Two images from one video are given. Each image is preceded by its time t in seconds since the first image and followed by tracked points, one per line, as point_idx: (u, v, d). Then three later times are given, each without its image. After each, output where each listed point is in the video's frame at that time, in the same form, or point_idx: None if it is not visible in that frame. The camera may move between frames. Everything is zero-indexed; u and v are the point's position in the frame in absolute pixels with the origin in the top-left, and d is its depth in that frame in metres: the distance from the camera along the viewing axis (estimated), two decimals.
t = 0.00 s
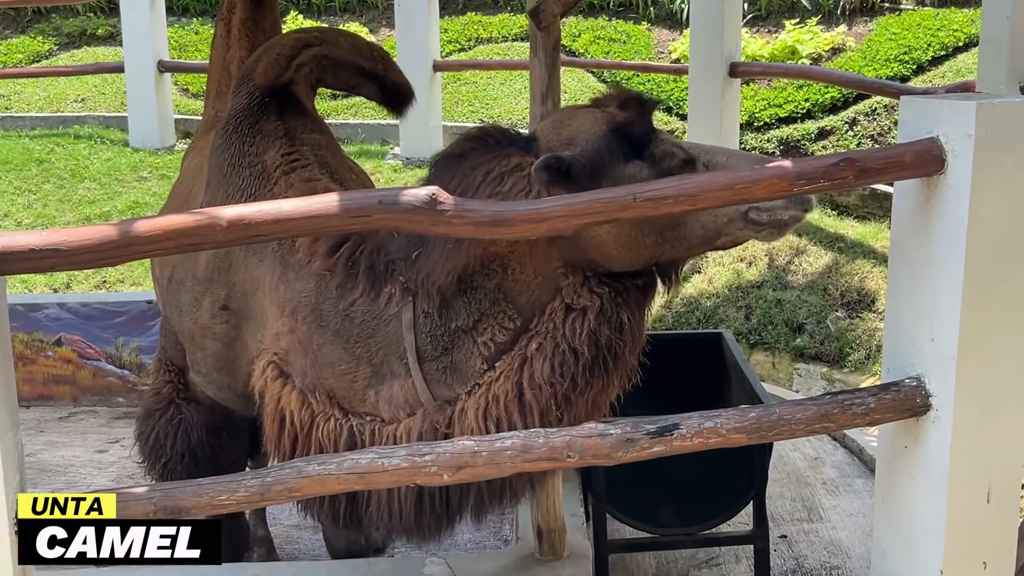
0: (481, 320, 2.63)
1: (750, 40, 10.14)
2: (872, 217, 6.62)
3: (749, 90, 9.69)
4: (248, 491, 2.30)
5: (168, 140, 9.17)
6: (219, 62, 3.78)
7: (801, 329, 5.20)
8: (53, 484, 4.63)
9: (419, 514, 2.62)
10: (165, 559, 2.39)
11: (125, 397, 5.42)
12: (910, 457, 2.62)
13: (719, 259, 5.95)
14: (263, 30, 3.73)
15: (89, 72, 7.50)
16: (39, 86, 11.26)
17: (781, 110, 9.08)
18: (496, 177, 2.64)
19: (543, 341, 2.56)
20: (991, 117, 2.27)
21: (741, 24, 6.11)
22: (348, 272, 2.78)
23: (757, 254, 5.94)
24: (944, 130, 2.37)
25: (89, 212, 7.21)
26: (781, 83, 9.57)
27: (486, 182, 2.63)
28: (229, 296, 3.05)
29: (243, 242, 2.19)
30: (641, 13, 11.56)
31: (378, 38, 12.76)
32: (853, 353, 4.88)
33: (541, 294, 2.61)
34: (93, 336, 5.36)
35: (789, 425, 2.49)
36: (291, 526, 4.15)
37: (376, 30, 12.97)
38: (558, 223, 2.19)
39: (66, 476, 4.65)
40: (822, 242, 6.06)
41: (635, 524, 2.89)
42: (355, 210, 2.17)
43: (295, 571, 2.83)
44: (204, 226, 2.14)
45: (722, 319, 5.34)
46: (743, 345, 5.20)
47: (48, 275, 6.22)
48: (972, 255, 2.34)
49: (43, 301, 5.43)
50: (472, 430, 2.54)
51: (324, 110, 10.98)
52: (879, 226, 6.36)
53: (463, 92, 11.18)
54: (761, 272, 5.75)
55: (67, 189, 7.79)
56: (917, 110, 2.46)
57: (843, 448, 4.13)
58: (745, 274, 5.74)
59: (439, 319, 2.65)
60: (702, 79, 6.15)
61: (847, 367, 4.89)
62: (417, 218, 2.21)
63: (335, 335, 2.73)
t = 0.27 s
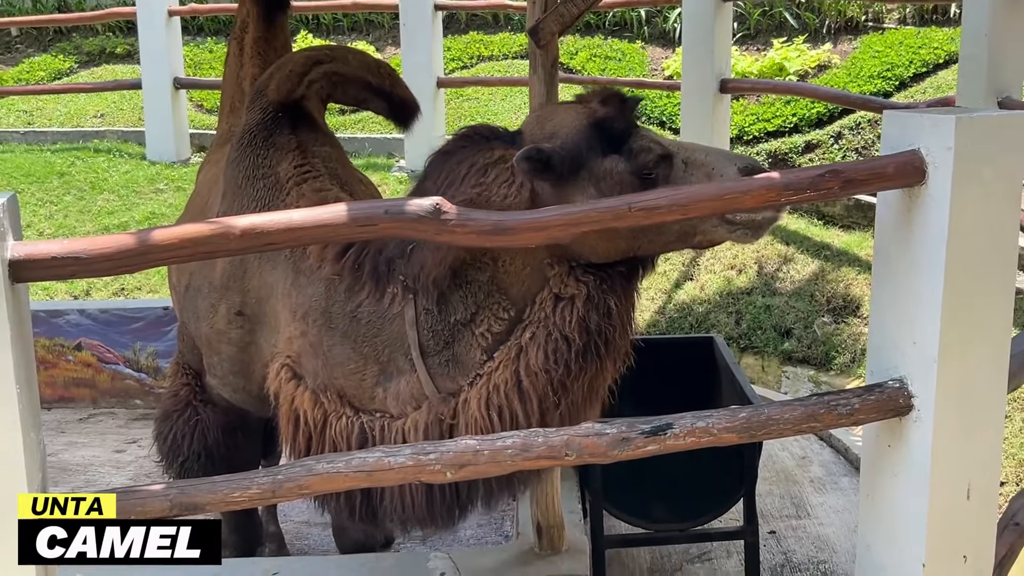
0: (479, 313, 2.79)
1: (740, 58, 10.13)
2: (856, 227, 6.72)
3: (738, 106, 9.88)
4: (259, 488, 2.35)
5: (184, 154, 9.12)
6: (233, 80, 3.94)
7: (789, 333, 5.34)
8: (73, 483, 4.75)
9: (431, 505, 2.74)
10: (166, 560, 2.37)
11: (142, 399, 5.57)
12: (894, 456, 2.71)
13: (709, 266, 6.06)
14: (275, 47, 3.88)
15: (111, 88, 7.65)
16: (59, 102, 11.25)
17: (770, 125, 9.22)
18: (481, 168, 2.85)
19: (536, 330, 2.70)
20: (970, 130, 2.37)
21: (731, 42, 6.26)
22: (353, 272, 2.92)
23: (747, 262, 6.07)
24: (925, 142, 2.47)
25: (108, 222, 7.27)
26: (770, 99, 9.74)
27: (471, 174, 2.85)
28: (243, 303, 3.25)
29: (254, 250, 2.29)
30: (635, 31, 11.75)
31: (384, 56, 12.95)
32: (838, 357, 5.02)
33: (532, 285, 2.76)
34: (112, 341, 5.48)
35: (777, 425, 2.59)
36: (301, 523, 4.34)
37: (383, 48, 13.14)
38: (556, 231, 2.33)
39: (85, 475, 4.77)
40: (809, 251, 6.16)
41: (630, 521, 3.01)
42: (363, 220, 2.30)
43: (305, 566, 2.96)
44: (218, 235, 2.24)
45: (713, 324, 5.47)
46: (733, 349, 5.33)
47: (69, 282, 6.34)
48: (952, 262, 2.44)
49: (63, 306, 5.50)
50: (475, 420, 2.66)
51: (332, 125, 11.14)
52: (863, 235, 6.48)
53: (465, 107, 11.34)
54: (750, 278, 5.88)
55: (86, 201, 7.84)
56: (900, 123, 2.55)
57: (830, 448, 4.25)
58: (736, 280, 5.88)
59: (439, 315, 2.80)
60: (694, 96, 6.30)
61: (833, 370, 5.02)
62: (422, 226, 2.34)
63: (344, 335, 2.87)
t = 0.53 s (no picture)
0: (475, 308, 2.91)
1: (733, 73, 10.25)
2: (846, 236, 6.81)
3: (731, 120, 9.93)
4: (272, 488, 2.44)
5: (199, 166, 9.14)
6: (246, 95, 4.08)
7: (781, 339, 5.45)
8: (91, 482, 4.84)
9: (440, 498, 2.80)
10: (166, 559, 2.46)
11: (158, 402, 5.68)
12: (882, 457, 2.81)
13: (704, 273, 6.18)
14: (286, 64, 4.02)
15: (128, 101, 7.74)
16: (79, 115, 11.11)
17: (762, 137, 9.22)
18: (461, 162, 2.95)
19: (528, 319, 2.80)
20: (955, 144, 2.48)
21: (726, 58, 6.39)
22: (358, 274, 3.05)
23: (741, 270, 6.19)
24: (912, 155, 2.58)
25: (126, 231, 7.30)
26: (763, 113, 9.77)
27: (451, 167, 2.94)
28: (257, 309, 3.42)
29: (267, 258, 2.40)
30: (632, 48, 11.87)
31: (391, 72, 13.08)
32: (830, 361, 5.13)
33: (520, 276, 2.88)
34: (129, 345, 5.61)
35: (770, 427, 2.69)
36: (310, 521, 4.46)
37: (390, 64, 13.26)
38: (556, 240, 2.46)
39: (103, 475, 4.86)
40: (801, 259, 6.25)
41: (629, 520, 3.10)
42: (372, 229, 2.42)
43: (315, 563, 3.08)
44: (233, 243, 2.35)
45: (709, 329, 5.58)
46: (728, 354, 5.44)
47: (88, 289, 6.42)
48: (938, 269, 2.54)
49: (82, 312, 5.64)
50: (478, 411, 2.76)
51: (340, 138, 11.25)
52: (853, 243, 6.59)
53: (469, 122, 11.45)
54: (745, 286, 5.99)
55: (105, 211, 7.84)
56: (887, 136, 2.66)
57: (821, 449, 4.36)
58: (730, 288, 5.99)
59: (439, 313, 2.93)
60: (689, 111, 6.43)
61: (824, 374, 5.13)
62: (429, 235, 2.45)
63: (352, 338, 2.99)
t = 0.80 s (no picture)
0: (471, 302, 2.99)
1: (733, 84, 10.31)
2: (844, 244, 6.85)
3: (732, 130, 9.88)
4: (279, 491, 2.50)
5: (209, 174, 9.15)
6: (255, 106, 4.15)
7: (780, 345, 5.50)
8: (102, 485, 4.89)
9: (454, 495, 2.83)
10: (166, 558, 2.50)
11: (168, 407, 5.74)
12: (880, 462, 2.85)
13: (705, 280, 6.24)
14: (296, 76, 4.10)
15: (140, 111, 7.81)
16: (91, 126, 11.11)
17: (762, 147, 9.26)
18: (440, 160, 2.95)
19: (521, 309, 2.85)
20: (952, 154, 2.53)
21: (727, 68, 6.44)
22: (358, 278, 3.08)
23: (741, 277, 6.24)
24: (909, 165, 2.63)
25: (137, 238, 7.33)
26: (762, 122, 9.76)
27: (430, 166, 2.94)
28: (265, 316, 3.47)
29: (275, 266, 2.45)
30: (635, 59, 11.95)
31: (398, 83, 13.16)
32: (828, 367, 5.16)
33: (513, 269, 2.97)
34: (139, 351, 5.66)
35: (769, 432, 2.75)
36: (317, 524, 4.51)
37: (397, 75, 13.33)
38: (559, 248, 2.52)
39: (114, 478, 4.91)
40: (799, 267, 6.30)
41: (631, 523, 3.13)
42: (378, 237, 2.48)
43: (320, 565, 3.11)
44: (242, 251, 2.40)
45: (709, 335, 5.61)
46: (727, 360, 5.48)
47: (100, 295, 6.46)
48: (935, 276, 2.59)
49: (94, 318, 5.69)
50: (483, 403, 2.81)
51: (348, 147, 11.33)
52: (852, 252, 6.63)
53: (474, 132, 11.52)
54: (745, 293, 6.04)
55: (117, 218, 7.86)
56: (886, 146, 2.72)
57: (820, 453, 4.40)
58: (730, 295, 6.04)
59: (438, 310, 3.00)
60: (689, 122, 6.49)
61: (823, 380, 5.16)
62: (433, 243, 2.51)
63: (358, 341, 3.04)
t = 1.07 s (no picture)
0: (467, 297, 3.03)
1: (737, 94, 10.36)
2: (847, 252, 6.88)
3: (736, 138, 9.90)
4: (290, 495, 2.55)
5: (221, 182, 9.09)
6: (269, 116, 4.22)
7: (783, 352, 5.54)
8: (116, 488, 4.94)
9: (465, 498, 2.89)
10: (166, 559, 2.57)
11: (180, 410, 5.76)
12: (881, 468, 2.89)
13: (708, 287, 6.26)
14: (308, 86, 4.15)
15: (153, 120, 7.87)
16: (105, 134, 11.15)
17: (766, 156, 9.23)
18: (425, 154, 3.04)
19: (513, 301, 2.88)
20: (951, 165, 2.58)
21: (730, 79, 6.50)
22: (362, 280, 3.15)
23: (744, 284, 6.27)
24: (909, 176, 2.68)
25: (150, 245, 7.38)
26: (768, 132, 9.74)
27: (416, 158, 3.04)
28: (275, 322, 3.54)
29: (286, 274, 2.51)
30: (639, 70, 11.99)
31: (406, 92, 13.21)
32: (830, 374, 5.24)
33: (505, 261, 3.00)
34: (153, 355, 5.73)
35: (772, 439, 2.79)
36: (326, 527, 4.57)
37: (405, 85, 13.40)
38: (564, 256, 2.58)
39: (127, 481, 4.95)
40: (802, 274, 6.33)
41: (634, 527, 3.20)
42: (387, 246, 2.53)
43: (330, 568, 3.12)
44: (254, 259, 2.46)
45: (713, 342, 5.69)
46: (731, 366, 5.54)
47: (114, 301, 6.51)
48: (935, 285, 2.63)
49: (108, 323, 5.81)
50: (484, 396, 2.85)
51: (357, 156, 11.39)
52: (855, 260, 6.65)
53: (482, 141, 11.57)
54: (748, 300, 6.08)
55: (130, 225, 7.89)
56: (888, 157, 2.76)
57: (821, 459, 4.44)
58: (733, 302, 6.07)
59: (439, 308, 3.05)
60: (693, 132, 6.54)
61: (825, 387, 5.23)
62: (442, 251, 2.56)
63: (363, 343, 3.11)
